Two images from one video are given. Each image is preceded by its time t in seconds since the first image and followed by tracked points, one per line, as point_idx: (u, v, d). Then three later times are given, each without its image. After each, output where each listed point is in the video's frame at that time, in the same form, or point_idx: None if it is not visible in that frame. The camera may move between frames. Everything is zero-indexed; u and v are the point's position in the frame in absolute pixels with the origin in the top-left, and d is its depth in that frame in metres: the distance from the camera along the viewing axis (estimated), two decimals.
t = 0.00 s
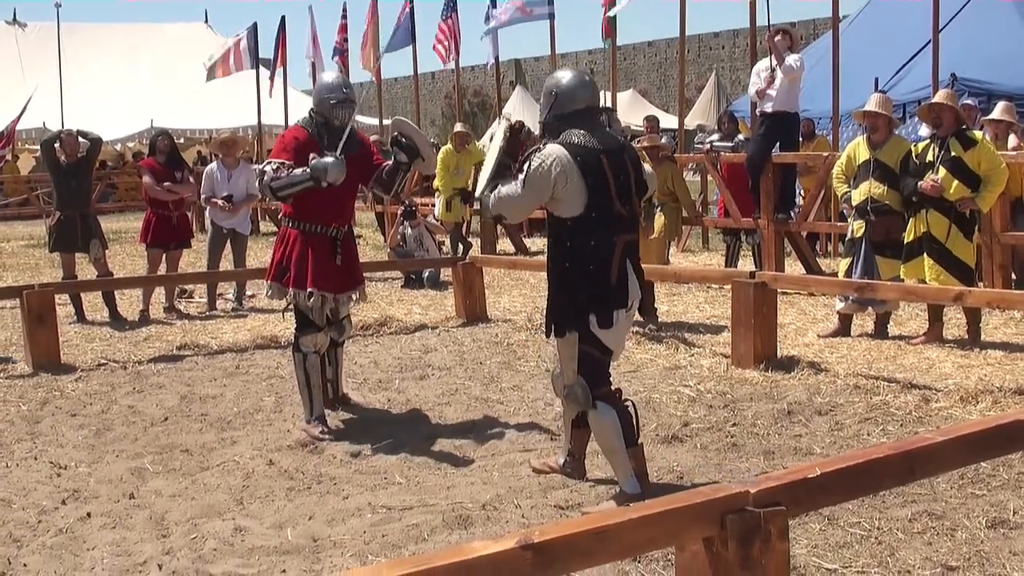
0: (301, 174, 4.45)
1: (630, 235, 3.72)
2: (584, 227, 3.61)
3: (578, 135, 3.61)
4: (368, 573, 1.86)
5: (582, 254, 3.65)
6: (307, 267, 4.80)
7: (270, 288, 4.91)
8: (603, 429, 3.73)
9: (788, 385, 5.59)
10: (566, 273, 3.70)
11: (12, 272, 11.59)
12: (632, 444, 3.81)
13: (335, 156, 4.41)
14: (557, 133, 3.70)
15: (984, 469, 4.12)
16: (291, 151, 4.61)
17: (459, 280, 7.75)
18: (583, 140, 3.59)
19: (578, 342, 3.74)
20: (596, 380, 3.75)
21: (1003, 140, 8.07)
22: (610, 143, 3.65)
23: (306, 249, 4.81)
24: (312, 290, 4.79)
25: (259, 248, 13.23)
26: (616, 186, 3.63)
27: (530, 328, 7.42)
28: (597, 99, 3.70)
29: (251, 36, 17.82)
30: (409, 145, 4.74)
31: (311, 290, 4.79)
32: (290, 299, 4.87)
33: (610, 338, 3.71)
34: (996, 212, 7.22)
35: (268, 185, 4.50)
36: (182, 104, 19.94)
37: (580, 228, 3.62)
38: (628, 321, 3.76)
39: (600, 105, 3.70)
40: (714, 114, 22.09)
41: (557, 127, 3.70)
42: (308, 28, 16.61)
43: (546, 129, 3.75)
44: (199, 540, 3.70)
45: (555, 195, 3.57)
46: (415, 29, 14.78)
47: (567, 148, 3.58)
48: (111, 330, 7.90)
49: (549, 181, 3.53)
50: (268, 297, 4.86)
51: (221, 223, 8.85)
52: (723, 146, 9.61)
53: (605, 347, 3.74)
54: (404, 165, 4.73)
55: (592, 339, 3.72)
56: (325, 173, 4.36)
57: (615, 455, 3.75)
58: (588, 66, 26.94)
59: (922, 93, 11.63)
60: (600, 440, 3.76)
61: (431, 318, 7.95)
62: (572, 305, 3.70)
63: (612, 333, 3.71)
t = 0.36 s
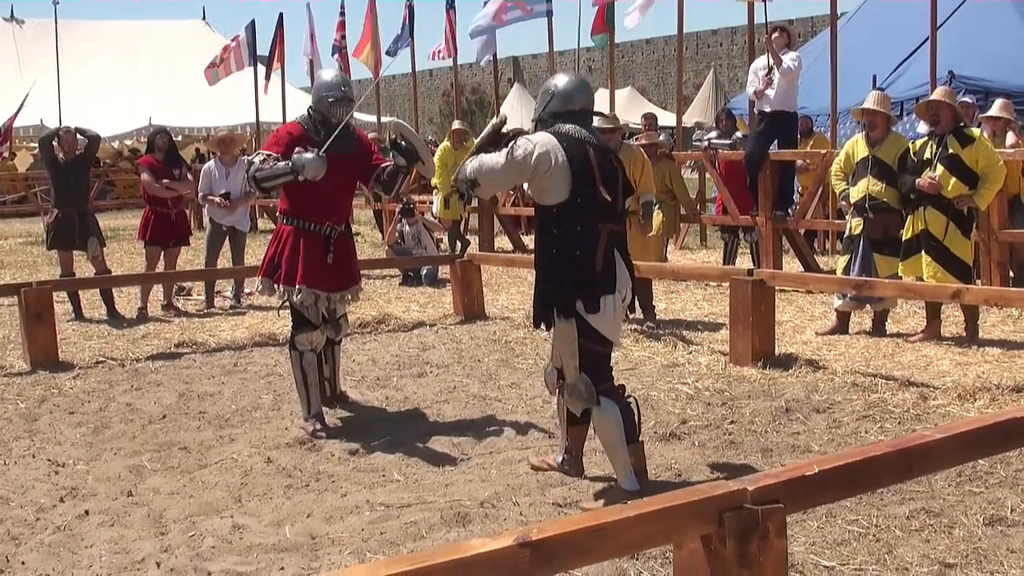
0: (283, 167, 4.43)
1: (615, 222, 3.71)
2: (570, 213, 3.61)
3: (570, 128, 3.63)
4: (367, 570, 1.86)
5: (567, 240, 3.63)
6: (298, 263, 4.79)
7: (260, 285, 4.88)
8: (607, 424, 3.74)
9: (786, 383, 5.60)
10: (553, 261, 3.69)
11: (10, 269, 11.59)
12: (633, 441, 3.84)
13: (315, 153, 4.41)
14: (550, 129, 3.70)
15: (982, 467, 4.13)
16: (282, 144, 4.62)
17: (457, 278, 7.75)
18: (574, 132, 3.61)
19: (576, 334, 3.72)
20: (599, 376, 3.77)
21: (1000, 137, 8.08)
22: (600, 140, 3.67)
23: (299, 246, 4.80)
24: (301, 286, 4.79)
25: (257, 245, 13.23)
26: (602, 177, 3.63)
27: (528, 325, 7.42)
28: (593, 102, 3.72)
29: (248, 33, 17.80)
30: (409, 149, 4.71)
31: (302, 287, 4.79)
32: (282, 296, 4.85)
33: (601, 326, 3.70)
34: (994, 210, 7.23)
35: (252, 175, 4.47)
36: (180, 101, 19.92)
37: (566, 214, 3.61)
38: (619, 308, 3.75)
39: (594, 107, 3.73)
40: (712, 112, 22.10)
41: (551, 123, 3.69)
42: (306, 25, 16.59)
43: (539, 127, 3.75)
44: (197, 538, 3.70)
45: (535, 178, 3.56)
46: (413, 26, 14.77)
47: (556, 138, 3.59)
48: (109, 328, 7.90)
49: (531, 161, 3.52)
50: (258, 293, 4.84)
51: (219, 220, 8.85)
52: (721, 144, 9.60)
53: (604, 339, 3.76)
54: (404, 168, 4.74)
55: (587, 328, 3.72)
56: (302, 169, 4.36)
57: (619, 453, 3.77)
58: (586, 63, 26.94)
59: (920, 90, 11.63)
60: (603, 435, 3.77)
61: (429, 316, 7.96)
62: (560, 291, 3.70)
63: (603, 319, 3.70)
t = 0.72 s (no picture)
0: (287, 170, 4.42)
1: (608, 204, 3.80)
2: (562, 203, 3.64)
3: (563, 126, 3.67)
4: (366, 568, 1.86)
5: (572, 219, 3.65)
6: (300, 261, 4.79)
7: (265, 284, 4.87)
8: (604, 414, 3.71)
9: (785, 381, 5.60)
10: (558, 240, 3.67)
11: (8, 267, 11.58)
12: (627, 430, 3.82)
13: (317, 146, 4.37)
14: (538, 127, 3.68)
15: (981, 465, 4.13)
16: (281, 148, 4.61)
17: (456, 276, 7.75)
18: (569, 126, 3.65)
19: (582, 322, 3.69)
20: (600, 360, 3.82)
21: (1000, 136, 8.08)
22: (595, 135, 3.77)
23: (300, 244, 4.80)
24: (303, 283, 4.78)
25: (256, 243, 13.22)
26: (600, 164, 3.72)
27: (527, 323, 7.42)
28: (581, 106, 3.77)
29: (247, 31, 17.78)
30: (404, 146, 4.72)
31: (304, 283, 4.78)
32: (285, 295, 4.84)
33: (608, 305, 3.75)
34: (993, 208, 7.22)
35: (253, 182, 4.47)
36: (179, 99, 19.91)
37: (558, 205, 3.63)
38: (620, 287, 3.82)
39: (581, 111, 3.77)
40: (710, 110, 22.09)
41: (538, 120, 3.67)
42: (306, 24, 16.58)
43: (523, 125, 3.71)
44: (196, 536, 3.70)
45: (543, 163, 3.53)
46: (411, 24, 14.76)
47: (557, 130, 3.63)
48: (108, 326, 7.89)
49: (544, 144, 3.52)
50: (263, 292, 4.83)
51: (219, 218, 8.85)
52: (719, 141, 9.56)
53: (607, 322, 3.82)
54: (400, 166, 4.73)
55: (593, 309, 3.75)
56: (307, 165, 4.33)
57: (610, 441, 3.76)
58: (585, 62, 26.93)
59: (919, 88, 11.64)
60: (597, 423, 3.74)
61: (428, 314, 7.95)
62: (567, 270, 3.68)
63: (608, 297, 3.74)
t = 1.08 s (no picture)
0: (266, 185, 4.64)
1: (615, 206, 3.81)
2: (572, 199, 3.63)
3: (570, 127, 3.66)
4: (364, 568, 1.86)
5: (580, 216, 3.65)
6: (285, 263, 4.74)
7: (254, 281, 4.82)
8: (588, 410, 3.70)
9: (783, 380, 5.60)
10: (565, 239, 3.67)
11: (7, 266, 11.57)
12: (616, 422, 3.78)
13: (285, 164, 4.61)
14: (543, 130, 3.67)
15: (979, 465, 4.13)
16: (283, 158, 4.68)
17: (455, 275, 7.75)
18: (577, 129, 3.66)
19: (563, 319, 3.73)
20: (578, 359, 3.77)
21: (998, 136, 8.08)
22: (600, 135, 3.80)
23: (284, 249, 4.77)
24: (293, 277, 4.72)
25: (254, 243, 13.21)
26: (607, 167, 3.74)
27: (526, 323, 7.41)
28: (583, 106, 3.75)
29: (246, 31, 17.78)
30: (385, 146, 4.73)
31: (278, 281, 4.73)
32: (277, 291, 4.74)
33: (591, 311, 3.71)
34: (991, 208, 7.22)
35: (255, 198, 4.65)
36: (178, 99, 19.90)
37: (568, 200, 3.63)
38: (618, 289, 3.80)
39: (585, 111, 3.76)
40: (709, 109, 22.09)
41: (543, 124, 3.67)
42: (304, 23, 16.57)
43: (530, 128, 3.71)
44: (195, 535, 3.70)
45: (562, 163, 3.56)
46: (409, 23, 14.76)
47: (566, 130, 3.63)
48: (106, 325, 7.89)
49: (563, 147, 3.55)
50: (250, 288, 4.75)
51: (218, 218, 8.85)
52: (718, 141, 9.56)
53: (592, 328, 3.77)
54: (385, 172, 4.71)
55: (574, 313, 3.72)
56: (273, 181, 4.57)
57: (603, 437, 3.72)
58: (584, 61, 26.93)
59: (917, 88, 11.65)
60: (585, 420, 3.73)
61: (427, 314, 7.95)
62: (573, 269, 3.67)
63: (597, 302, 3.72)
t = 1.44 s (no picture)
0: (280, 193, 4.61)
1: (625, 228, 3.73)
2: (583, 215, 3.62)
3: (579, 129, 3.63)
4: (363, 568, 1.85)
5: (581, 242, 3.64)
6: (300, 261, 4.76)
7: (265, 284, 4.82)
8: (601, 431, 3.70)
9: (783, 381, 5.60)
10: (566, 264, 3.68)
11: (5, 267, 11.56)
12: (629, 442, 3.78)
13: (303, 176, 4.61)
14: (553, 130, 3.69)
15: (978, 465, 4.13)
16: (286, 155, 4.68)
17: (454, 276, 7.74)
18: (584, 133, 3.62)
19: (568, 341, 3.73)
20: (587, 380, 3.75)
21: (997, 136, 8.08)
22: (609, 142, 3.71)
23: (300, 245, 4.78)
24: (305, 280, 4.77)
25: (253, 243, 13.21)
26: (614, 182, 3.66)
27: (525, 324, 7.41)
28: (596, 100, 3.72)
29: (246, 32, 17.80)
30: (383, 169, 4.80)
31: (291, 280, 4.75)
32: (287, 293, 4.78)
33: (601, 333, 3.69)
34: (991, 209, 7.23)
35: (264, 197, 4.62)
36: (177, 99, 19.90)
37: (578, 215, 3.62)
38: (622, 315, 3.75)
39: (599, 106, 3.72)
40: (709, 110, 22.08)
41: (553, 123, 3.68)
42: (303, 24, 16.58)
43: (542, 128, 3.73)
44: (194, 536, 3.69)
45: (563, 179, 3.55)
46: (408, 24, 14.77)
47: (568, 138, 3.60)
48: (105, 326, 7.88)
49: (561, 164, 3.52)
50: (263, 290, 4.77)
51: (217, 219, 8.85)
52: (718, 142, 9.58)
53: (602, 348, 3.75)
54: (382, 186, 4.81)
55: (578, 334, 3.72)
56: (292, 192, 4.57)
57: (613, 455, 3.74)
58: (583, 62, 26.93)
59: (916, 89, 11.66)
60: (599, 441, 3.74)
61: (426, 314, 7.95)
62: (572, 295, 3.68)
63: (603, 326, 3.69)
